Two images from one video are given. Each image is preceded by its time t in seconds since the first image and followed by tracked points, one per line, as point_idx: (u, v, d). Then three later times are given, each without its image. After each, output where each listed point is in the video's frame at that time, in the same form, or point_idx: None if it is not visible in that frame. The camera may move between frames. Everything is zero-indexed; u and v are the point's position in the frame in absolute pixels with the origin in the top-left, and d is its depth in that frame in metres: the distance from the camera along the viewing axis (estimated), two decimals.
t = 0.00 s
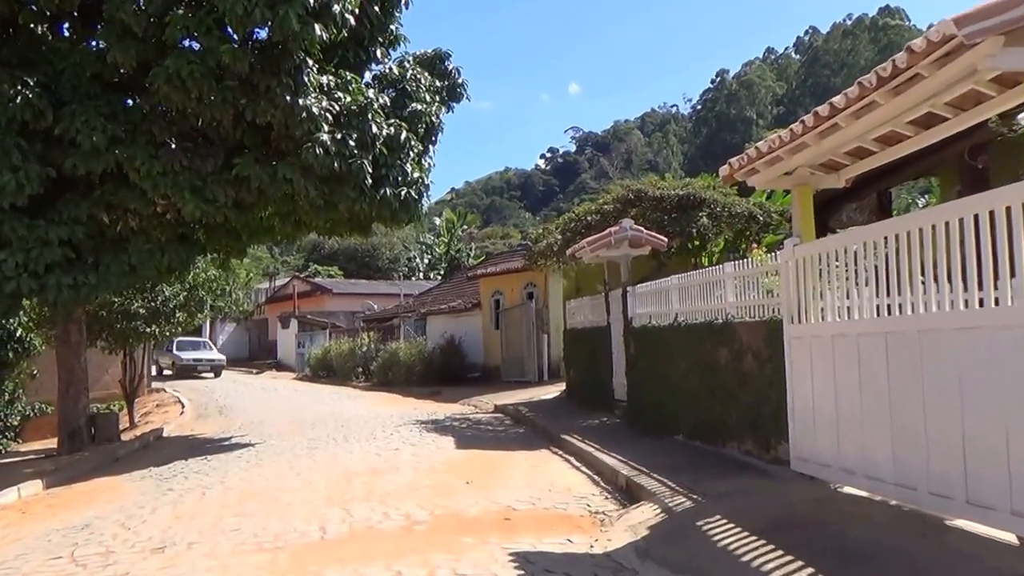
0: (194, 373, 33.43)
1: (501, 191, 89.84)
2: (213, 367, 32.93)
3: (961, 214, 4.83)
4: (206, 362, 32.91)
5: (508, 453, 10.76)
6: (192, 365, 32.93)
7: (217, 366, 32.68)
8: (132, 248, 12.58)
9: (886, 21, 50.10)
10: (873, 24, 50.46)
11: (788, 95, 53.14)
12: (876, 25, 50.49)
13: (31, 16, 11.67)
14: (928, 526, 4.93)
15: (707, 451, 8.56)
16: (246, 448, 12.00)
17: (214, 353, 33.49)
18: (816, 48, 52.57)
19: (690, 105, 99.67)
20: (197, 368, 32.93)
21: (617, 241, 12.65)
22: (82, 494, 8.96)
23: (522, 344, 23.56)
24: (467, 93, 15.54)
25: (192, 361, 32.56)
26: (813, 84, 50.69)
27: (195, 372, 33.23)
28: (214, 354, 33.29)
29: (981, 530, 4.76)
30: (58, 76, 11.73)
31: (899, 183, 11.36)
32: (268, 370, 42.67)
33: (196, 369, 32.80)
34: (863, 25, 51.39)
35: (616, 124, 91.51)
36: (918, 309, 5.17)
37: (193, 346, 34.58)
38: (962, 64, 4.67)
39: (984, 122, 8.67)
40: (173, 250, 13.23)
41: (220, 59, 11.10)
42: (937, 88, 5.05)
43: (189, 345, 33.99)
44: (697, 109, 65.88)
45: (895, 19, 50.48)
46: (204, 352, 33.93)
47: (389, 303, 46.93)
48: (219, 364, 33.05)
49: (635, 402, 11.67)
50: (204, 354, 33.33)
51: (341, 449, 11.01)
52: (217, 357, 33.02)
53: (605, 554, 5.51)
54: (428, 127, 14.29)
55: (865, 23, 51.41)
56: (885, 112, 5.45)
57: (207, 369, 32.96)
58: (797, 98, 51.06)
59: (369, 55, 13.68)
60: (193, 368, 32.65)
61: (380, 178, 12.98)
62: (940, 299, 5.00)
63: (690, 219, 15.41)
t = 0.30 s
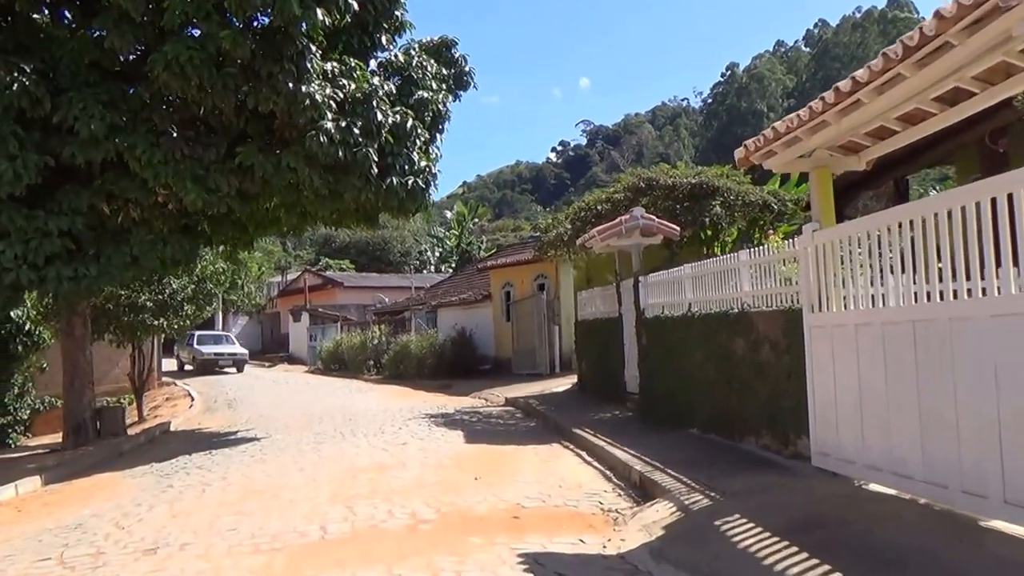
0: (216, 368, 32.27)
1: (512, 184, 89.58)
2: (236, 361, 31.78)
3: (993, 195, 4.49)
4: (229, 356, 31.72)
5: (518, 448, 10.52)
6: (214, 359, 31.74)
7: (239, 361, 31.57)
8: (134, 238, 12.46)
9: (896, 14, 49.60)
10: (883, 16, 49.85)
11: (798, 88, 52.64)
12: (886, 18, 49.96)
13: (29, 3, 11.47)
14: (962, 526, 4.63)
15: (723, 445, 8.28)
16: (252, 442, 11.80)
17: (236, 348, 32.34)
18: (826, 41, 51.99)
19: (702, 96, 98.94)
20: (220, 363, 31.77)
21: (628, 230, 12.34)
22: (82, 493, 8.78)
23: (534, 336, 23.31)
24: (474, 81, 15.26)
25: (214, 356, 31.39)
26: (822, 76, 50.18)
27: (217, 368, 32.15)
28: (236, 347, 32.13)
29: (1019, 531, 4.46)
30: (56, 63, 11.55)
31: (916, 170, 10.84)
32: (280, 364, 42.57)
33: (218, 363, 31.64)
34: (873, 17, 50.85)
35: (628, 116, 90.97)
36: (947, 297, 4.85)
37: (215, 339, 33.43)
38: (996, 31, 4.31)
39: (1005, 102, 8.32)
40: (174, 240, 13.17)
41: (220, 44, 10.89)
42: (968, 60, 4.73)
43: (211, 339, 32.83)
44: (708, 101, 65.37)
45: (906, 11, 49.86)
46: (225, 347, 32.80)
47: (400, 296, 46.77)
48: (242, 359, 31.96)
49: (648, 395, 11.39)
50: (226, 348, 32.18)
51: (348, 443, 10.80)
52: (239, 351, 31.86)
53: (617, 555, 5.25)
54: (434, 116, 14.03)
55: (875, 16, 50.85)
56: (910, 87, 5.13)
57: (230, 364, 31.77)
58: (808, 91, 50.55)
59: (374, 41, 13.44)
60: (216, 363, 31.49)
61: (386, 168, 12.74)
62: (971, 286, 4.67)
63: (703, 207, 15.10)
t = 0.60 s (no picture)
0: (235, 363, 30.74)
1: (522, 176, 89.08)
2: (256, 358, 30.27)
3: None
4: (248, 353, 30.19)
5: (526, 443, 10.25)
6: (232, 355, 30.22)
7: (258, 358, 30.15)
8: (135, 230, 12.17)
9: (909, 3, 48.84)
10: (897, 6, 49.16)
11: (810, 79, 51.98)
12: (899, 8, 49.23)
13: None
14: (995, 532, 4.33)
15: (737, 442, 8.00)
16: (255, 437, 11.57)
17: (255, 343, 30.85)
18: (838, 32, 51.31)
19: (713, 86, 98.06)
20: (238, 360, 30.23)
21: (638, 219, 12.02)
22: (79, 491, 8.56)
23: (543, 328, 23.00)
24: (480, 70, 14.92)
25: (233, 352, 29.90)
26: (834, 67, 49.52)
27: (235, 363, 30.57)
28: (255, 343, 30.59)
29: None
30: (56, 53, 11.29)
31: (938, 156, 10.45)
32: (289, 357, 42.35)
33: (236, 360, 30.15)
34: (886, 7, 50.16)
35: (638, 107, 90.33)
36: (978, 287, 4.53)
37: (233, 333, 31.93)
38: None
39: None
40: (177, 231, 12.91)
41: (220, 32, 10.62)
42: (1003, 32, 4.40)
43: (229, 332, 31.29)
44: (719, 92, 64.71)
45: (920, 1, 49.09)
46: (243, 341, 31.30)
47: (409, 289, 46.53)
48: (261, 355, 30.34)
49: (659, 389, 11.09)
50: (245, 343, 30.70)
51: (353, 439, 10.54)
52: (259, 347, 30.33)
53: (628, 562, 4.97)
54: (440, 104, 13.69)
55: (887, 6, 50.15)
56: (941, 62, 4.80)
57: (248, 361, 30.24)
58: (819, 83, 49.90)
59: (379, 28, 13.13)
60: (234, 359, 29.98)
61: (390, 157, 12.42)
62: (1004, 276, 4.35)
63: (716, 195, 14.75)
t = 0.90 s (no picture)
0: (256, 359, 29.05)
1: (534, 170, 88.61)
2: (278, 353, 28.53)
3: None
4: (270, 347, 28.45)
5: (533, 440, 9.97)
6: (253, 351, 28.48)
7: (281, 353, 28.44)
8: (136, 222, 11.93)
9: None
10: None
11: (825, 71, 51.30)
12: None
13: None
14: None
15: (752, 440, 7.69)
16: (258, 432, 11.32)
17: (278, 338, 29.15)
18: (854, 23, 50.61)
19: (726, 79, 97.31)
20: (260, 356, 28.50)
21: (649, 209, 11.68)
22: (74, 487, 8.31)
23: (553, 322, 22.68)
24: (487, 59, 14.57)
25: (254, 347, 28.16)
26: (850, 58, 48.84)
27: (255, 360, 28.80)
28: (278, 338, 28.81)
29: None
30: (55, 42, 11.03)
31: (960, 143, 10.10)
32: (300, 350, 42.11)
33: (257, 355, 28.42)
34: None
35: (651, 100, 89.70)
36: (1013, 279, 4.20)
37: (255, 327, 30.25)
38: None
39: None
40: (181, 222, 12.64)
41: (219, 19, 10.36)
42: None
43: (249, 327, 29.56)
44: (733, 85, 64.07)
45: None
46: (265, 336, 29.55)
47: (420, 282, 46.28)
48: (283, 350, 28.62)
49: (671, 385, 10.78)
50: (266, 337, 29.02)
51: (357, 435, 10.27)
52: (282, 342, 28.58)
53: (636, 571, 4.68)
54: (445, 93, 13.38)
55: None
56: (974, 32, 4.45)
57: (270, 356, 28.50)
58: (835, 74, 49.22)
59: (383, 16, 12.82)
60: (256, 355, 28.22)
61: (394, 147, 12.14)
62: None
63: (729, 185, 14.39)
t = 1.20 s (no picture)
0: (276, 356, 27.11)
1: (546, 164, 88.23)
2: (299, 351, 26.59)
3: None
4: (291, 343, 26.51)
5: (540, 438, 9.70)
6: (272, 347, 26.51)
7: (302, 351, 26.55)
8: (138, 215, 11.56)
9: None
10: None
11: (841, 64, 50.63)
12: None
13: None
14: None
15: (769, 441, 7.41)
16: (261, 428, 11.06)
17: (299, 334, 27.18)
18: (870, 14, 49.94)
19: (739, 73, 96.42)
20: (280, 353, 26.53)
21: (660, 199, 11.38)
22: (67, 485, 8.01)
23: (564, 316, 22.38)
24: (495, 48, 14.25)
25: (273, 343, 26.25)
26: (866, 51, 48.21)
27: (275, 358, 26.83)
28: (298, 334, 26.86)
29: None
30: (53, 31, 10.74)
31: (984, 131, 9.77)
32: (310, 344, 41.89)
33: (277, 352, 26.46)
34: None
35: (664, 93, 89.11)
36: None
37: (274, 323, 28.34)
38: None
39: None
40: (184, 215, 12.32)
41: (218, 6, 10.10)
42: None
43: (269, 322, 27.63)
44: (746, 78, 63.44)
45: None
46: (285, 331, 27.59)
47: (430, 276, 46.05)
48: (304, 347, 26.66)
49: (684, 381, 10.49)
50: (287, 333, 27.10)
51: (361, 432, 9.99)
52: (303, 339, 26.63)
53: None
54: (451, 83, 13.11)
55: None
56: None
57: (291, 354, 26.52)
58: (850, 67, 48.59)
59: (388, 4, 12.54)
60: (275, 352, 26.26)
61: (399, 137, 11.88)
62: None
63: (744, 175, 14.06)
